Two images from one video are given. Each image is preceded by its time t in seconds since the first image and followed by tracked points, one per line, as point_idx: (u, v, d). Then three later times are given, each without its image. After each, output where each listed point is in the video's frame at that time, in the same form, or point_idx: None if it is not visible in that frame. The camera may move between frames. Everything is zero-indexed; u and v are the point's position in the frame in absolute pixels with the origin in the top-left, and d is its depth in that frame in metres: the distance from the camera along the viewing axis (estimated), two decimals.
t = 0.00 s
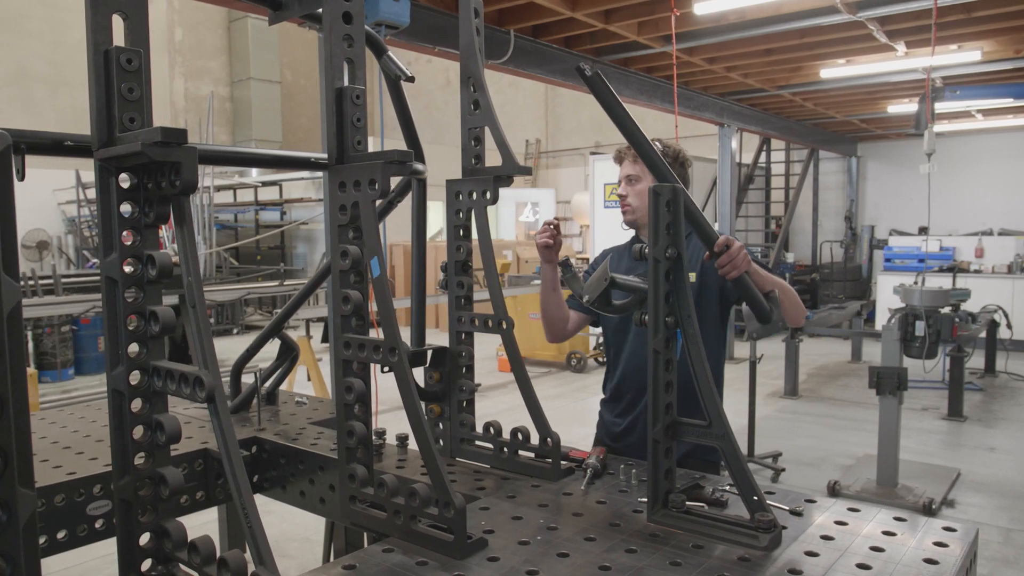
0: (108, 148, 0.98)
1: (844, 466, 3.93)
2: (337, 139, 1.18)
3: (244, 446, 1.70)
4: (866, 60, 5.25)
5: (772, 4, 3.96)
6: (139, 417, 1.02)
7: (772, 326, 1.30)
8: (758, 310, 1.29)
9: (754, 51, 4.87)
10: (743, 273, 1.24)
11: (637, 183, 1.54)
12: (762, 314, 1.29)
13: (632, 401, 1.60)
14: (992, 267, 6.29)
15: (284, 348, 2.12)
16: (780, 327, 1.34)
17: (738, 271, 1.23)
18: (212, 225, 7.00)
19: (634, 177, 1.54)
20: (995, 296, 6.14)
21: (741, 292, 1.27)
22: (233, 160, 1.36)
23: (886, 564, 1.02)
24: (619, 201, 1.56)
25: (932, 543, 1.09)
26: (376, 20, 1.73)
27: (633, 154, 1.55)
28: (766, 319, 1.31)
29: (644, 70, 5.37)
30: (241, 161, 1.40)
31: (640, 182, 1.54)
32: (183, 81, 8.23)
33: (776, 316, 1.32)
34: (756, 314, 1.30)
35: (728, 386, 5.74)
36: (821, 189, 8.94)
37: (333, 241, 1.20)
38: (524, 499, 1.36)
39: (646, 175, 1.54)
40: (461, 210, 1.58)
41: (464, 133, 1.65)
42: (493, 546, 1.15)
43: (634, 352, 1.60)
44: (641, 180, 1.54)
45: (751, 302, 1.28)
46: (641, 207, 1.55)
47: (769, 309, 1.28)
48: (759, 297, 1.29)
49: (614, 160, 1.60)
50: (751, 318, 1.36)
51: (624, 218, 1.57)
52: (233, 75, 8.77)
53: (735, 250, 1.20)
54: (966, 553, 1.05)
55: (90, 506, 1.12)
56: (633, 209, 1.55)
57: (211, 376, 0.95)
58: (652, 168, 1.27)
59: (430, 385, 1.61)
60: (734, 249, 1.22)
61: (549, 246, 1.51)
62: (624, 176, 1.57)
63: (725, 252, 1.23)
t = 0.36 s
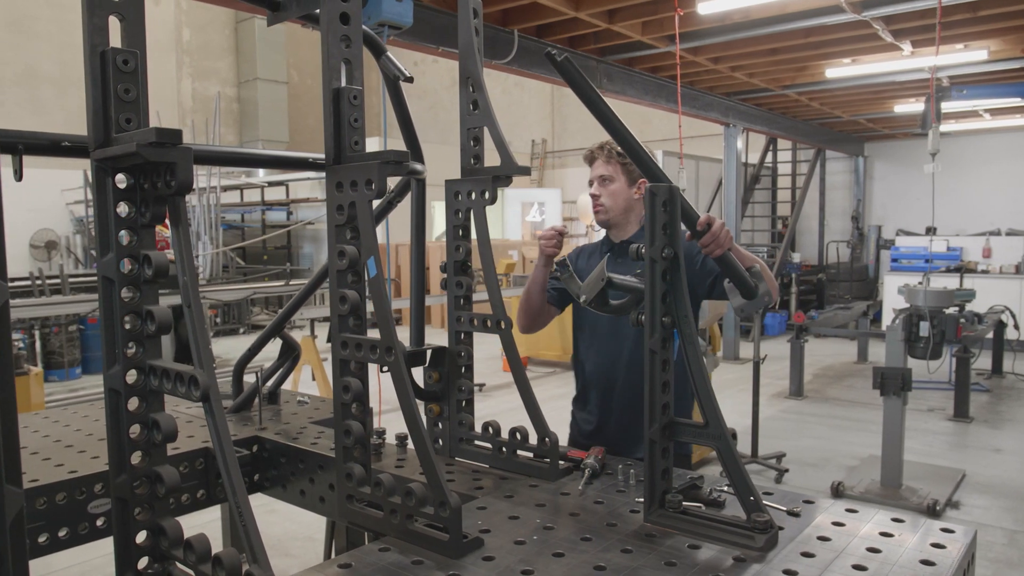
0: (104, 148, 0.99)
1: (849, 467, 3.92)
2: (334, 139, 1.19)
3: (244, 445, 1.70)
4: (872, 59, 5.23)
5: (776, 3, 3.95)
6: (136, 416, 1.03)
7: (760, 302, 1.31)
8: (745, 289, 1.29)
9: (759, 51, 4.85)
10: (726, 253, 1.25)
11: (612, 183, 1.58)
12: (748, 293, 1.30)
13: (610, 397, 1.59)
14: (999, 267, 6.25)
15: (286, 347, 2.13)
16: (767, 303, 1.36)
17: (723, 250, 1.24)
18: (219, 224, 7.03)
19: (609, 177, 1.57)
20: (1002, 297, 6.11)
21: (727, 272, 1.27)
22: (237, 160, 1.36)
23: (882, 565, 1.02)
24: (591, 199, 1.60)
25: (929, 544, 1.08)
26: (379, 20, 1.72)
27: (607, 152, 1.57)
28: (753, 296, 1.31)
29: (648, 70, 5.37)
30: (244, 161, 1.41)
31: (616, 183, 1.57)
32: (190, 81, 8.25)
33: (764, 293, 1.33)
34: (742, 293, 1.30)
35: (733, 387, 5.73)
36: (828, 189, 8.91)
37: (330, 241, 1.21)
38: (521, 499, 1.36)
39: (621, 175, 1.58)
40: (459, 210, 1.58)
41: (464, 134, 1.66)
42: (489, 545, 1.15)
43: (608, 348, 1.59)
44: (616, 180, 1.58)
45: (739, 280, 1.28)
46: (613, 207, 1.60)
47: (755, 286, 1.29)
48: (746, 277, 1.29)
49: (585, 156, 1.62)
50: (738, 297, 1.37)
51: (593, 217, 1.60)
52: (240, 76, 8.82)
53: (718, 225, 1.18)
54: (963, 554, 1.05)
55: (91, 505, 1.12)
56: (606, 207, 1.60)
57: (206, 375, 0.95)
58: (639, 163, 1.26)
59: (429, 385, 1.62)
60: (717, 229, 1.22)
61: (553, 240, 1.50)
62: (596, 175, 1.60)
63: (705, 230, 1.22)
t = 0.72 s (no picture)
0: (102, 149, 1.00)
1: (854, 468, 3.90)
2: (334, 140, 1.19)
3: (246, 445, 1.71)
4: (879, 58, 5.20)
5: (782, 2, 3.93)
6: (135, 415, 1.04)
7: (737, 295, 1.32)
8: (719, 283, 1.29)
9: (765, 50, 4.83)
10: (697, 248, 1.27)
11: (589, 181, 1.63)
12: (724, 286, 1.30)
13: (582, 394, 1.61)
14: (1008, 268, 6.21)
15: (289, 347, 2.14)
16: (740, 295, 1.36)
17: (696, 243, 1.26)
18: (227, 224, 7.05)
19: (585, 174, 1.63)
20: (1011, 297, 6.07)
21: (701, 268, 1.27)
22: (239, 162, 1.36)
23: (880, 566, 1.01)
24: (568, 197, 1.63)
25: (928, 546, 1.08)
26: (385, 21, 1.72)
27: (582, 153, 1.63)
28: (728, 290, 1.31)
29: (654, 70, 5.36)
30: (246, 160, 1.41)
31: (592, 179, 1.62)
32: (199, 82, 8.27)
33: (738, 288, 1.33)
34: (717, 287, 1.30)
35: (739, 387, 5.71)
36: (836, 188, 8.87)
37: (329, 241, 1.21)
38: (520, 499, 1.36)
39: (596, 173, 1.64)
40: (460, 210, 1.59)
41: (464, 134, 1.66)
42: (487, 545, 1.15)
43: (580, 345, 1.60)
44: (592, 178, 1.63)
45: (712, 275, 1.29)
46: (590, 205, 1.65)
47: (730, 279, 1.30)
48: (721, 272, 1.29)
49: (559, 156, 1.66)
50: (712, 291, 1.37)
51: (571, 215, 1.63)
52: (248, 76, 8.85)
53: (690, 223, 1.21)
54: (962, 556, 1.04)
55: (94, 503, 1.13)
56: (583, 206, 1.65)
57: (202, 374, 0.96)
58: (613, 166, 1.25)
59: (429, 385, 1.62)
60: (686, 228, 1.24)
61: (562, 200, 1.40)
62: (571, 173, 1.64)
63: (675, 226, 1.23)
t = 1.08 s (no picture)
0: (101, 149, 1.01)
1: (860, 469, 3.88)
2: (333, 141, 1.20)
3: (249, 443, 1.72)
4: (887, 57, 5.18)
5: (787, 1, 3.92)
6: (133, 414, 1.05)
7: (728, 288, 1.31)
8: (709, 278, 1.28)
9: (771, 49, 4.81)
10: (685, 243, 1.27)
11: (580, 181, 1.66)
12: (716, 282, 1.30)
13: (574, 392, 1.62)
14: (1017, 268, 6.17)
15: (292, 347, 2.14)
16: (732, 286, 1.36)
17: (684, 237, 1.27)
18: (235, 224, 7.07)
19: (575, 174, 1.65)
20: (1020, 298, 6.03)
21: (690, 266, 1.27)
22: (240, 162, 1.37)
23: (879, 568, 1.01)
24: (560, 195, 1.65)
25: (927, 547, 1.07)
26: (388, 23, 1.83)
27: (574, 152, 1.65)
28: (720, 285, 1.30)
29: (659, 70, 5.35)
30: (249, 161, 1.42)
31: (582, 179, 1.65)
32: (207, 83, 8.30)
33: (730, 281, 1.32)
34: (708, 284, 1.30)
35: (745, 388, 5.70)
36: (844, 188, 8.83)
37: (328, 242, 1.22)
38: (519, 499, 1.36)
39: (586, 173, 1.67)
40: (461, 210, 1.59)
41: (465, 134, 1.66)
42: (484, 544, 1.16)
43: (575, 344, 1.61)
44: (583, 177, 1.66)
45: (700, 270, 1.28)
46: (580, 204, 1.68)
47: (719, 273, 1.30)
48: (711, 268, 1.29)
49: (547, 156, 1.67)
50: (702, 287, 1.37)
51: (563, 213, 1.66)
52: (256, 77, 8.89)
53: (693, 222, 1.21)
54: (961, 557, 1.04)
55: (96, 501, 1.14)
56: (574, 204, 1.67)
57: (199, 374, 0.97)
58: (598, 183, 1.24)
59: (430, 385, 1.62)
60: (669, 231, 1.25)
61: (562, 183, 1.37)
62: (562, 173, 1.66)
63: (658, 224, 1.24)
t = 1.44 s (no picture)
0: (102, 150, 1.02)
1: (867, 470, 3.87)
2: (333, 141, 1.20)
3: (253, 443, 1.73)
4: (895, 57, 5.15)
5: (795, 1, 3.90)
6: (134, 413, 1.06)
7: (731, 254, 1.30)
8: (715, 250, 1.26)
9: (779, 49, 4.79)
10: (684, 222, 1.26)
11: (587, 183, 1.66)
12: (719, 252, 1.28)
13: (571, 392, 1.62)
14: None
15: (296, 347, 2.14)
16: (739, 254, 1.33)
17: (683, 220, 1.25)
18: (244, 224, 7.09)
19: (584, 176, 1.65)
20: None
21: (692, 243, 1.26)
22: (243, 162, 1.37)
23: (879, 570, 1.00)
24: (567, 197, 1.65)
25: (928, 549, 1.07)
26: (393, 22, 1.86)
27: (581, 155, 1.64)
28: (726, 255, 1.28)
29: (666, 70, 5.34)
30: (253, 163, 1.42)
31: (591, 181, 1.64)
32: (217, 84, 8.33)
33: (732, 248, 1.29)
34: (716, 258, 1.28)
35: (752, 388, 5.67)
36: (853, 188, 8.79)
37: (329, 242, 1.22)
38: (520, 499, 1.36)
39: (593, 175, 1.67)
40: (463, 210, 1.59)
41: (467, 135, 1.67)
42: (484, 544, 1.16)
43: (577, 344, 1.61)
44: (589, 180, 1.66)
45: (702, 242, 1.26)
46: (586, 207, 1.68)
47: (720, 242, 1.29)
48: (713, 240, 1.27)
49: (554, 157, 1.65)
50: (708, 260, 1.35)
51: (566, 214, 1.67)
52: (266, 77, 8.94)
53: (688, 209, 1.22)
54: (962, 560, 1.03)
55: (100, 500, 1.15)
56: (580, 206, 1.67)
57: (198, 373, 0.98)
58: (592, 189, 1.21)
59: (432, 385, 1.63)
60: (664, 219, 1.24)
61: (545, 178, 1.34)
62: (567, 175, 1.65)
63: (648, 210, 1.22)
